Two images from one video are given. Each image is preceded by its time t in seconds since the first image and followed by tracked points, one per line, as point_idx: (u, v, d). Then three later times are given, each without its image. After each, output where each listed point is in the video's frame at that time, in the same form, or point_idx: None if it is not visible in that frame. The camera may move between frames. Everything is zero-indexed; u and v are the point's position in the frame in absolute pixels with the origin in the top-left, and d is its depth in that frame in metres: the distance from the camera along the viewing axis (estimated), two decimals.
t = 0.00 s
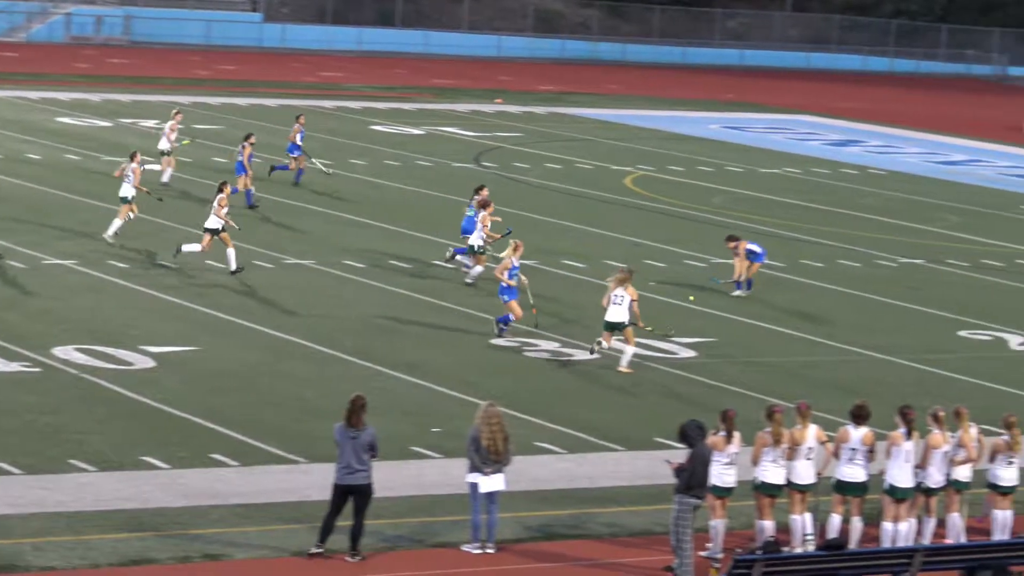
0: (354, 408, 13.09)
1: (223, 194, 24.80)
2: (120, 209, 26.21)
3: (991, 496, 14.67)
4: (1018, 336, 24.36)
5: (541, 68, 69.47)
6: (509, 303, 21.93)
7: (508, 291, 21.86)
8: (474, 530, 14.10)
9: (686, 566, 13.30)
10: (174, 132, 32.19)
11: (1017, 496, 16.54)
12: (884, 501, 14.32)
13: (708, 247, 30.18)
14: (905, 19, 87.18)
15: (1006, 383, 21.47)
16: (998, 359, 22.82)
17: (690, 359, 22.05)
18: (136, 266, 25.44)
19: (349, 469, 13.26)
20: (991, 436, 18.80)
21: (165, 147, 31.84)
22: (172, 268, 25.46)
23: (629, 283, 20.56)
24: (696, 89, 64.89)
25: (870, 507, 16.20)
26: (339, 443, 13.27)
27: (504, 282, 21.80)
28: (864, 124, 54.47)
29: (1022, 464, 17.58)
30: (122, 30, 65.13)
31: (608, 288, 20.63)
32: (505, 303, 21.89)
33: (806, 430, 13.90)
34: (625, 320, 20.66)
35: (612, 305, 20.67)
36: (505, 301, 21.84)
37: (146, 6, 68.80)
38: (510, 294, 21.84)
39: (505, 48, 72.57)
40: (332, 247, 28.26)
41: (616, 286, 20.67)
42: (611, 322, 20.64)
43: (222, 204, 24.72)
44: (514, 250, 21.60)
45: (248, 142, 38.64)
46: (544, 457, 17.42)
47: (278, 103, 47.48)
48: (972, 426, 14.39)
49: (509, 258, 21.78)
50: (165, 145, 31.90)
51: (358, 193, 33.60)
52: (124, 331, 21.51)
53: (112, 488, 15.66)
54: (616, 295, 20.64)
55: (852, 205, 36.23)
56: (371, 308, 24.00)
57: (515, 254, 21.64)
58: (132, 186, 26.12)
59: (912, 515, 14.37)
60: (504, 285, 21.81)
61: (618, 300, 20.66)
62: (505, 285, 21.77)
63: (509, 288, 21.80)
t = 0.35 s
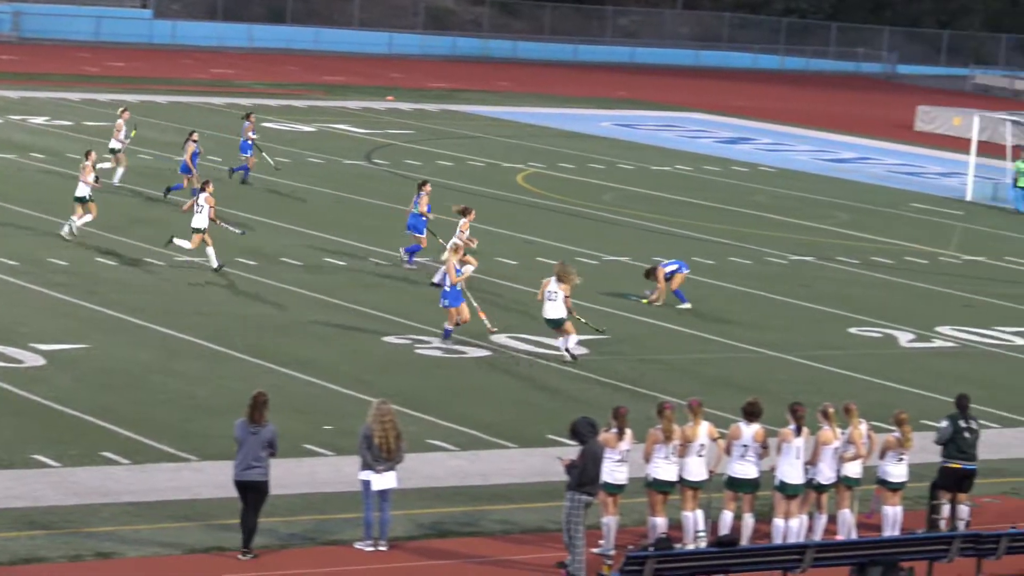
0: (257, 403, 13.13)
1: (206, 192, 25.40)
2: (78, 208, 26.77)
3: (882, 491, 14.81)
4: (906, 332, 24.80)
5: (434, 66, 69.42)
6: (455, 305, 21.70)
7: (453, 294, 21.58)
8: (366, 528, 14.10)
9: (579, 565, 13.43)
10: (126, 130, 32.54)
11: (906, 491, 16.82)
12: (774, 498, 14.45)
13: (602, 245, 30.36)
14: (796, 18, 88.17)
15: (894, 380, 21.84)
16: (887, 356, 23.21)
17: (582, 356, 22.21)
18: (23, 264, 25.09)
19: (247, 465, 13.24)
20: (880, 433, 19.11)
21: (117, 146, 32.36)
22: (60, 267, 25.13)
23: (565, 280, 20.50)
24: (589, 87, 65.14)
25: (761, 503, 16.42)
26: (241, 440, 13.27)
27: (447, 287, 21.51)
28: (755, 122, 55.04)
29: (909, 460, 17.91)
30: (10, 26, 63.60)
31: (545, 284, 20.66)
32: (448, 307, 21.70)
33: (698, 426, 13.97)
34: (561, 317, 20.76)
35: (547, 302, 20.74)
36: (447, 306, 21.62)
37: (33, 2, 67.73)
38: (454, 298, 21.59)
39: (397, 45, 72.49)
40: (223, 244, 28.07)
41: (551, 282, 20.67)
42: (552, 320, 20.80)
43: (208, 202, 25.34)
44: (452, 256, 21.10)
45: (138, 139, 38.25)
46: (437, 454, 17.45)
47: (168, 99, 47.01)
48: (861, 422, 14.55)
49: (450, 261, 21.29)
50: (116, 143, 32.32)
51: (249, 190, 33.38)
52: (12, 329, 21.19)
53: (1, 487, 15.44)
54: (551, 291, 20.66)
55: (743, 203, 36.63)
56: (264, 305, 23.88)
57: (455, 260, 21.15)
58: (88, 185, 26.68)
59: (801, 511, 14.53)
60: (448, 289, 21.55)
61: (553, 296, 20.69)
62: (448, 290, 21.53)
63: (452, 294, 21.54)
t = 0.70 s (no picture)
0: (161, 401, 13.06)
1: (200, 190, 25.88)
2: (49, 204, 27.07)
3: (785, 488, 15.02)
4: (809, 329, 25.17)
5: (339, 62, 69.21)
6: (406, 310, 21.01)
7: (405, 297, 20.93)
8: (270, 526, 14.07)
9: (484, 561, 13.57)
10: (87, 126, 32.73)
11: (809, 488, 17.10)
12: (678, 495, 14.62)
13: (508, 242, 30.47)
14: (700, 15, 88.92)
15: (798, 377, 22.17)
16: (790, 353, 23.54)
17: (487, 353, 22.33)
18: None
19: (154, 461, 13.22)
20: (783, 428, 19.40)
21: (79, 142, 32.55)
22: None
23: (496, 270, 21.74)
24: (494, 84, 65.23)
25: (664, 500, 16.61)
26: (147, 437, 13.23)
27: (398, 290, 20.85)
28: (660, 120, 55.46)
29: (812, 455, 18.19)
30: None
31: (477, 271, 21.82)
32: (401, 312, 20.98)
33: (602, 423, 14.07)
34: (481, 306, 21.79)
35: (472, 289, 21.80)
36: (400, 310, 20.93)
37: None
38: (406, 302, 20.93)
39: (300, 41, 72.34)
40: (126, 241, 27.83)
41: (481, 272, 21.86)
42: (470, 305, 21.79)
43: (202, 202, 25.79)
44: (405, 259, 20.53)
45: (38, 136, 37.78)
46: (341, 452, 17.45)
47: (69, 96, 46.45)
48: (763, 419, 14.74)
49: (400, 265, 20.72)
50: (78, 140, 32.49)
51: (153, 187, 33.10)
52: None
53: None
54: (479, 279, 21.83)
55: (649, 200, 36.94)
56: (167, 302, 23.71)
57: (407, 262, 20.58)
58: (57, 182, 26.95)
59: (705, 507, 14.70)
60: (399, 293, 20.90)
61: (477, 284, 21.81)
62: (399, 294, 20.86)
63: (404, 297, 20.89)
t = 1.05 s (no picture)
0: (103, 398, 13.10)
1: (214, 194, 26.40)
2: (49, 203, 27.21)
3: (727, 486, 15.15)
4: (751, 327, 25.38)
5: (279, 60, 68.98)
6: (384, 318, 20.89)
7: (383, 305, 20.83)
8: (213, 524, 14.05)
9: (426, 558, 13.59)
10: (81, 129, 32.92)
11: (750, 485, 17.26)
12: (620, 492, 14.71)
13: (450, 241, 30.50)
14: (641, 13, 89.27)
15: (739, 374, 22.35)
16: (732, 351, 23.73)
17: (430, 352, 22.37)
18: None
19: (100, 456, 13.31)
20: (724, 426, 19.56)
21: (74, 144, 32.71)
22: None
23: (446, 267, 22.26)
24: (435, 82, 65.22)
25: (606, 498, 16.71)
26: (90, 432, 13.30)
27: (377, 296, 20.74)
28: (601, 118, 55.64)
29: (753, 453, 18.34)
30: None
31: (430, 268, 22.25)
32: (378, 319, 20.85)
33: (543, 421, 14.16)
34: (426, 298, 21.94)
35: (421, 282, 22.07)
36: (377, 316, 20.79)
37: None
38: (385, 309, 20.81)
39: (239, 40, 72.29)
40: (66, 239, 27.67)
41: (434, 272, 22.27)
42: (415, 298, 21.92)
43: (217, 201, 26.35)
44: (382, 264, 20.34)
45: None
46: (284, 450, 17.44)
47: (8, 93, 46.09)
48: (705, 416, 14.85)
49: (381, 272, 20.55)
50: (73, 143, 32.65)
51: (92, 184, 32.90)
52: None
53: None
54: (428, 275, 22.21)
55: (591, 198, 37.09)
56: (107, 301, 23.59)
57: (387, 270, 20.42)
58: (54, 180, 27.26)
59: (646, 505, 14.79)
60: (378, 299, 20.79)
61: (427, 280, 22.13)
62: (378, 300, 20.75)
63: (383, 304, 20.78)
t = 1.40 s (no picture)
0: (92, 395, 13.15)
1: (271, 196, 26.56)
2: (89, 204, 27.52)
3: (712, 485, 15.19)
4: (736, 326, 25.44)
5: (263, 59, 68.98)
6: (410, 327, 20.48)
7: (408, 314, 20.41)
8: (198, 524, 14.04)
9: (411, 555, 13.58)
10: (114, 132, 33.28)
11: (734, 484, 17.31)
12: (605, 492, 14.72)
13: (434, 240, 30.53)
14: (624, 12, 89.41)
15: (724, 373, 22.41)
16: (716, 349, 23.79)
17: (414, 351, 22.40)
18: None
19: (90, 454, 13.32)
20: (709, 425, 19.60)
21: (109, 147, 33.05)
22: None
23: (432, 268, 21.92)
24: (419, 81, 65.26)
25: (591, 497, 16.74)
26: (79, 430, 13.33)
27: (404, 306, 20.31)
28: (585, 117, 55.72)
29: (738, 452, 18.39)
30: None
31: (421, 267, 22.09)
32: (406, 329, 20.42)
33: (527, 421, 14.19)
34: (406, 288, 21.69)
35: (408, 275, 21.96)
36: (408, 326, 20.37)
37: None
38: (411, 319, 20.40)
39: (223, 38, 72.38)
40: (50, 238, 27.63)
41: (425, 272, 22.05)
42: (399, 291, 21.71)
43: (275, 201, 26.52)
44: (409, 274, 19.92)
45: None
46: (268, 449, 17.45)
47: None
48: (689, 415, 14.88)
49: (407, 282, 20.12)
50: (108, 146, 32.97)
51: (75, 184, 32.84)
52: None
53: None
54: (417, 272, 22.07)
55: (576, 197, 37.15)
56: (92, 300, 23.57)
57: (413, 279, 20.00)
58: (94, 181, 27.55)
59: (631, 504, 14.82)
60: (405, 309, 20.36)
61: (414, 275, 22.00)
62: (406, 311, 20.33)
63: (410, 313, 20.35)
